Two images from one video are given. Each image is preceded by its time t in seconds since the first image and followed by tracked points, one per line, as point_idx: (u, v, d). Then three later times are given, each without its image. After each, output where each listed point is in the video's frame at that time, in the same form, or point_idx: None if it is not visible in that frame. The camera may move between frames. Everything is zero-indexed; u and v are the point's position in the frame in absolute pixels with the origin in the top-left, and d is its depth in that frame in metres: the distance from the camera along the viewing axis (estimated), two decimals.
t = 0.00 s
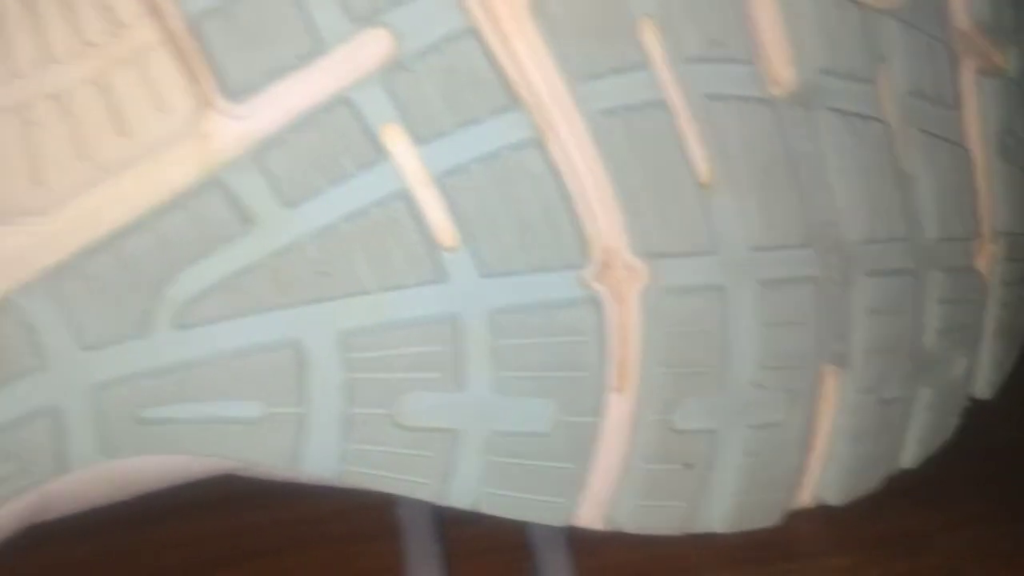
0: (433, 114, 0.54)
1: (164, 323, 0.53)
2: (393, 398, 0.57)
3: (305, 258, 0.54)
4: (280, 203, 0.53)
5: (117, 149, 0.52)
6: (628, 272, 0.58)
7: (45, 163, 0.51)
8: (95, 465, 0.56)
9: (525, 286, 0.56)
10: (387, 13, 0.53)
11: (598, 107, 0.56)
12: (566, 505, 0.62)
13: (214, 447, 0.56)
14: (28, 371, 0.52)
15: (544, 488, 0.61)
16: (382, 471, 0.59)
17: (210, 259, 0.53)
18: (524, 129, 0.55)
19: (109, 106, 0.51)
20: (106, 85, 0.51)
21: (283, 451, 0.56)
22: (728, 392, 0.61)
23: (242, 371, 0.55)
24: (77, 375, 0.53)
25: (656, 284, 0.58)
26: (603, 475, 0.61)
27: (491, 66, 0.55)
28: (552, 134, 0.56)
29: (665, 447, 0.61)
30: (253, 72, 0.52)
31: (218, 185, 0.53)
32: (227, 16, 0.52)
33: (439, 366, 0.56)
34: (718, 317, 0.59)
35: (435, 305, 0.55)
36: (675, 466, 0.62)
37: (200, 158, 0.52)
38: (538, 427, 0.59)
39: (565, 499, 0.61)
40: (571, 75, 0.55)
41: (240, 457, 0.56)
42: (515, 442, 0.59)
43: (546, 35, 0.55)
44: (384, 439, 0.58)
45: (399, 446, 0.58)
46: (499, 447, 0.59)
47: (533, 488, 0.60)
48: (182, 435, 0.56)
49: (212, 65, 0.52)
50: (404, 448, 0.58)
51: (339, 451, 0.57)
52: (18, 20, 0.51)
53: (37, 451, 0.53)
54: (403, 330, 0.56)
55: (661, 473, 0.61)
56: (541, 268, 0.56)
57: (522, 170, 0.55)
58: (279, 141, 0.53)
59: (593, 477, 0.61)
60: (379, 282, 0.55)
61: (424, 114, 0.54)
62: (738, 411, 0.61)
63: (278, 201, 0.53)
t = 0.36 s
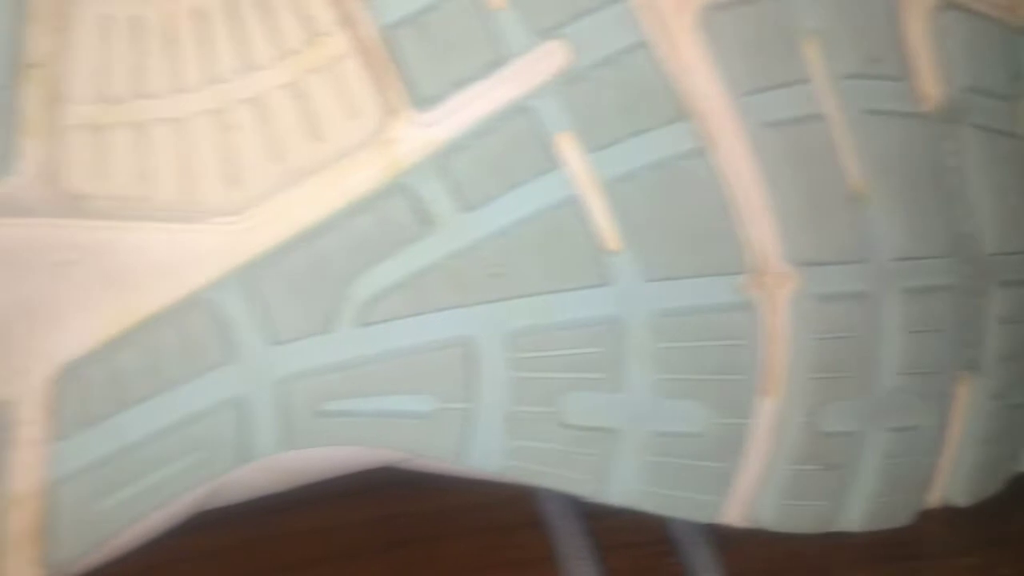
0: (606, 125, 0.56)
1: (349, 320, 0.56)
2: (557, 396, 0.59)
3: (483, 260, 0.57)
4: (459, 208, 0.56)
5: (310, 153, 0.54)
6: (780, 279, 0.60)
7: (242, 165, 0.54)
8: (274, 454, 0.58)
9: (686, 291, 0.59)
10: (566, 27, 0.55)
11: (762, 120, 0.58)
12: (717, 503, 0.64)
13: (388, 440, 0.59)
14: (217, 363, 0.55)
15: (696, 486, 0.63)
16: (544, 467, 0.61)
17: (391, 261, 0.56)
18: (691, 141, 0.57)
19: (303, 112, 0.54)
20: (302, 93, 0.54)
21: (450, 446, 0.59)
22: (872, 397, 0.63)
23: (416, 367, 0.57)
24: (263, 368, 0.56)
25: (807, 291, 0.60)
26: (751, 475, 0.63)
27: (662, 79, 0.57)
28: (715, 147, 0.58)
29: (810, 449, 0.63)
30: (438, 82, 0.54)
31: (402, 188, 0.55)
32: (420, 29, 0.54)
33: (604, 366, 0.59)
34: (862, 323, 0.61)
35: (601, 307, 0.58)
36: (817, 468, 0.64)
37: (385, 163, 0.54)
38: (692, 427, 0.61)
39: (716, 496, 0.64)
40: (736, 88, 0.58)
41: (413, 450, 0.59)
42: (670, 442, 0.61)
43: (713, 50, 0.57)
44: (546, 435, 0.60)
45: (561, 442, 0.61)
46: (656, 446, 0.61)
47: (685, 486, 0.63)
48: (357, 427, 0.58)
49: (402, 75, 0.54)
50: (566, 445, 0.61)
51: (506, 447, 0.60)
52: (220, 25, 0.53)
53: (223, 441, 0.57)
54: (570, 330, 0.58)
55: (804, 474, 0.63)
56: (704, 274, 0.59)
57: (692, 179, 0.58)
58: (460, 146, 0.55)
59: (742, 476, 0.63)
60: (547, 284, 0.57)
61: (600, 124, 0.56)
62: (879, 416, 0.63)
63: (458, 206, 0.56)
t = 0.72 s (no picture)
0: (820, 128, 0.56)
1: (556, 320, 0.56)
2: (755, 403, 0.60)
3: (691, 261, 0.57)
4: (670, 209, 0.56)
5: (531, 153, 0.54)
6: (973, 286, 0.59)
7: (463, 165, 0.54)
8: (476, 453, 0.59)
9: (888, 298, 0.59)
10: (787, 29, 0.55)
11: (969, 127, 0.57)
12: (903, 511, 0.64)
13: (588, 440, 0.59)
14: (428, 364, 0.56)
15: (883, 493, 0.63)
16: (735, 471, 0.62)
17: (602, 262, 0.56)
18: (900, 147, 0.57)
19: (525, 112, 0.54)
20: (525, 93, 0.54)
21: (648, 446, 0.60)
22: None
23: (620, 370, 0.58)
24: (473, 368, 0.56)
25: (1003, 300, 0.59)
26: (933, 481, 0.63)
27: (875, 84, 0.56)
28: (925, 155, 0.57)
29: (995, 459, 0.62)
30: (657, 84, 0.54)
31: (616, 187, 0.55)
32: (645, 29, 0.54)
33: (801, 372, 0.60)
34: None
35: (804, 312, 0.59)
36: (999, 478, 0.63)
37: (600, 164, 0.55)
38: (884, 433, 0.62)
39: (903, 503, 0.64)
40: (948, 95, 0.56)
41: (612, 450, 0.60)
42: (861, 447, 0.62)
43: (926, 55, 0.56)
44: (741, 439, 0.61)
45: (754, 447, 0.61)
46: (846, 453, 0.62)
47: (873, 492, 0.63)
48: (561, 429, 0.59)
49: (621, 76, 0.54)
50: (758, 450, 0.61)
51: (702, 450, 0.61)
52: (452, 24, 0.52)
53: (429, 438, 0.58)
54: (773, 335, 0.59)
55: (987, 484, 0.63)
56: (904, 278, 0.59)
57: (896, 185, 0.57)
58: (674, 148, 0.55)
59: (926, 482, 0.63)
60: (752, 289, 0.58)
61: (813, 128, 0.56)
62: None
63: (669, 208, 0.56)
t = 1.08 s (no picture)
0: (913, 134, 0.59)
1: (656, 311, 0.59)
2: (842, 395, 0.62)
3: (786, 258, 0.60)
4: (769, 207, 0.59)
5: (636, 151, 0.57)
6: None
7: (571, 160, 0.56)
8: (573, 437, 0.61)
9: (973, 298, 0.61)
10: (883, 39, 0.58)
11: None
12: (980, 507, 0.65)
13: (681, 425, 0.62)
14: (530, 350, 0.59)
15: (962, 487, 0.65)
16: (821, 463, 0.64)
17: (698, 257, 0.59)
18: (987, 152, 0.60)
19: (633, 112, 0.56)
20: (634, 93, 0.56)
21: (737, 435, 0.62)
22: None
23: (713, 360, 0.61)
24: (572, 355, 0.59)
25: None
26: (1009, 476, 0.65)
27: (965, 92, 0.59)
28: (1008, 160, 0.60)
29: None
30: (758, 89, 0.57)
31: (718, 185, 0.58)
32: (749, 37, 0.57)
33: (887, 368, 0.62)
34: None
35: (892, 310, 0.61)
36: None
37: (701, 165, 0.58)
38: (964, 428, 0.64)
39: (980, 498, 0.65)
40: None
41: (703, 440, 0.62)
42: (941, 442, 0.64)
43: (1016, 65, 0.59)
44: (827, 430, 0.63)
45: (839, 439, 0.63)
46: (927, 446, 0.64)
47: (951, 487, 0.65)
48: (656, 415, 0.61)
49: (725, 80, 0.57)
50: (843, 442, 0.63)
51: (790, 441, 0.63)
52: (568, 28, 0.55)
53: (530, 422, 0.60)
54: (861, 331, 0.61)
55: None
56: (989, 280, 0.61)
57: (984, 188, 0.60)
58: (773, 151, 0.58)
59: (1003, 479, 0.65)
60: (844, 287, 0.60)
61: (908, 134, 0.59)
62: None
63: (768, 206, 0.59)
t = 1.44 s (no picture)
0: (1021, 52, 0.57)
1: (753, 230, 0.58)
2: (940, 325, 0.60)
3: (886, 179, 0.58)
4: (871, 124, 0.57)
5: (738, 62, 0.55)
6: None
7: (672, 70, 0.55)
8: (662, 362, 0.59)
9: None
10: None
11: None
12: None
13: (774, 354, 0.60)
14: (624, 267, 0.57)
15: None
16: (917, 398, 0.61)
17: (797, 175, 0.57)
18: None
19: (735, 20, 0.55)
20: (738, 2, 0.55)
21: (831, 364, 0.60)
22: None
23: (808, 283, 0.59)
24: (666, 274, 0.57)
25: None
26: None
27: None
28: None
29: None
30: None
31: (820, 100, 0.57)
32: None
33: (987, 297, 0.60)
34: None
35: (995, 237, 0.59)
36: None
37: (802, 79, 0.56)
38: None
39: None
40: None
41: (795, 369, 0.61)
42: None
43: None
44: (924, 363, 0.61)
45: (936, 373, 0.61)
46: None
47: None
48: (749, 341, 0.59)
49: None
50: (941, 376, 0.61)
51: (887, 370, 0.61)
52: None
53: (620, 342, 0.58)
54: (962, 258, 0.59)
55: None
56: None
57: None
58: (876, 66, 0.57)
59: None
60: (946, 209, 0.58)
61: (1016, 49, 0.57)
62: None
63: (870, 123, 0.57)
